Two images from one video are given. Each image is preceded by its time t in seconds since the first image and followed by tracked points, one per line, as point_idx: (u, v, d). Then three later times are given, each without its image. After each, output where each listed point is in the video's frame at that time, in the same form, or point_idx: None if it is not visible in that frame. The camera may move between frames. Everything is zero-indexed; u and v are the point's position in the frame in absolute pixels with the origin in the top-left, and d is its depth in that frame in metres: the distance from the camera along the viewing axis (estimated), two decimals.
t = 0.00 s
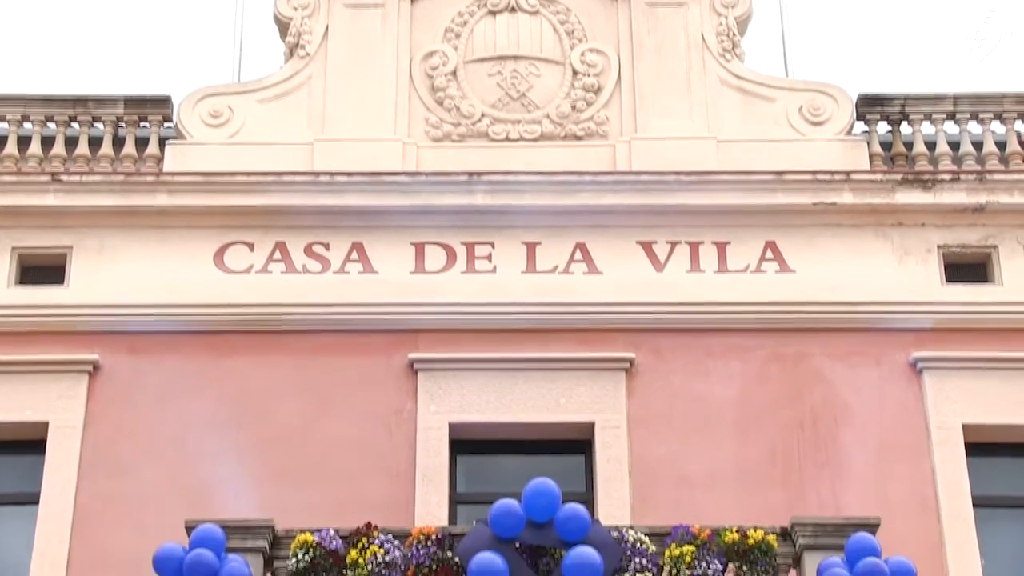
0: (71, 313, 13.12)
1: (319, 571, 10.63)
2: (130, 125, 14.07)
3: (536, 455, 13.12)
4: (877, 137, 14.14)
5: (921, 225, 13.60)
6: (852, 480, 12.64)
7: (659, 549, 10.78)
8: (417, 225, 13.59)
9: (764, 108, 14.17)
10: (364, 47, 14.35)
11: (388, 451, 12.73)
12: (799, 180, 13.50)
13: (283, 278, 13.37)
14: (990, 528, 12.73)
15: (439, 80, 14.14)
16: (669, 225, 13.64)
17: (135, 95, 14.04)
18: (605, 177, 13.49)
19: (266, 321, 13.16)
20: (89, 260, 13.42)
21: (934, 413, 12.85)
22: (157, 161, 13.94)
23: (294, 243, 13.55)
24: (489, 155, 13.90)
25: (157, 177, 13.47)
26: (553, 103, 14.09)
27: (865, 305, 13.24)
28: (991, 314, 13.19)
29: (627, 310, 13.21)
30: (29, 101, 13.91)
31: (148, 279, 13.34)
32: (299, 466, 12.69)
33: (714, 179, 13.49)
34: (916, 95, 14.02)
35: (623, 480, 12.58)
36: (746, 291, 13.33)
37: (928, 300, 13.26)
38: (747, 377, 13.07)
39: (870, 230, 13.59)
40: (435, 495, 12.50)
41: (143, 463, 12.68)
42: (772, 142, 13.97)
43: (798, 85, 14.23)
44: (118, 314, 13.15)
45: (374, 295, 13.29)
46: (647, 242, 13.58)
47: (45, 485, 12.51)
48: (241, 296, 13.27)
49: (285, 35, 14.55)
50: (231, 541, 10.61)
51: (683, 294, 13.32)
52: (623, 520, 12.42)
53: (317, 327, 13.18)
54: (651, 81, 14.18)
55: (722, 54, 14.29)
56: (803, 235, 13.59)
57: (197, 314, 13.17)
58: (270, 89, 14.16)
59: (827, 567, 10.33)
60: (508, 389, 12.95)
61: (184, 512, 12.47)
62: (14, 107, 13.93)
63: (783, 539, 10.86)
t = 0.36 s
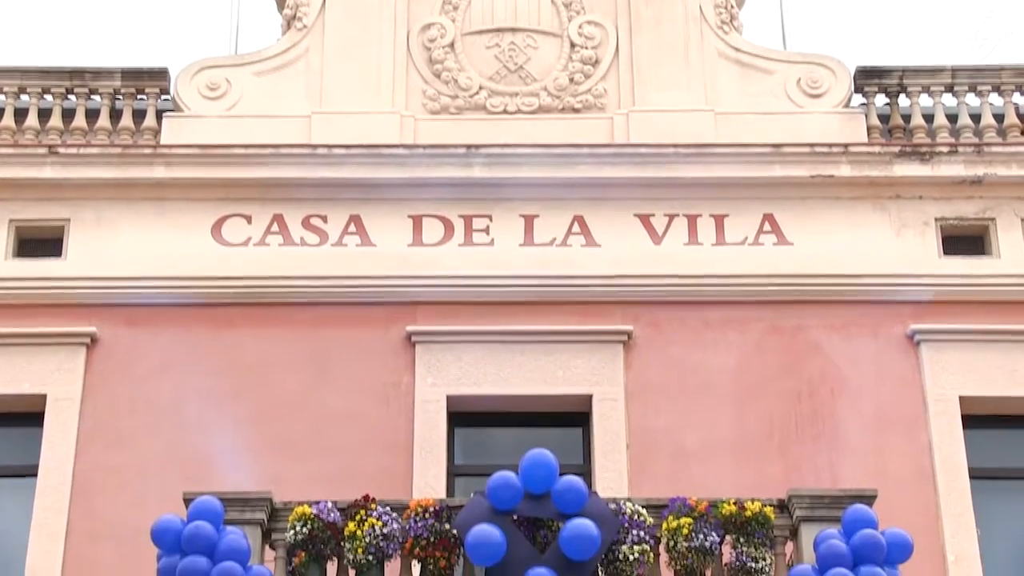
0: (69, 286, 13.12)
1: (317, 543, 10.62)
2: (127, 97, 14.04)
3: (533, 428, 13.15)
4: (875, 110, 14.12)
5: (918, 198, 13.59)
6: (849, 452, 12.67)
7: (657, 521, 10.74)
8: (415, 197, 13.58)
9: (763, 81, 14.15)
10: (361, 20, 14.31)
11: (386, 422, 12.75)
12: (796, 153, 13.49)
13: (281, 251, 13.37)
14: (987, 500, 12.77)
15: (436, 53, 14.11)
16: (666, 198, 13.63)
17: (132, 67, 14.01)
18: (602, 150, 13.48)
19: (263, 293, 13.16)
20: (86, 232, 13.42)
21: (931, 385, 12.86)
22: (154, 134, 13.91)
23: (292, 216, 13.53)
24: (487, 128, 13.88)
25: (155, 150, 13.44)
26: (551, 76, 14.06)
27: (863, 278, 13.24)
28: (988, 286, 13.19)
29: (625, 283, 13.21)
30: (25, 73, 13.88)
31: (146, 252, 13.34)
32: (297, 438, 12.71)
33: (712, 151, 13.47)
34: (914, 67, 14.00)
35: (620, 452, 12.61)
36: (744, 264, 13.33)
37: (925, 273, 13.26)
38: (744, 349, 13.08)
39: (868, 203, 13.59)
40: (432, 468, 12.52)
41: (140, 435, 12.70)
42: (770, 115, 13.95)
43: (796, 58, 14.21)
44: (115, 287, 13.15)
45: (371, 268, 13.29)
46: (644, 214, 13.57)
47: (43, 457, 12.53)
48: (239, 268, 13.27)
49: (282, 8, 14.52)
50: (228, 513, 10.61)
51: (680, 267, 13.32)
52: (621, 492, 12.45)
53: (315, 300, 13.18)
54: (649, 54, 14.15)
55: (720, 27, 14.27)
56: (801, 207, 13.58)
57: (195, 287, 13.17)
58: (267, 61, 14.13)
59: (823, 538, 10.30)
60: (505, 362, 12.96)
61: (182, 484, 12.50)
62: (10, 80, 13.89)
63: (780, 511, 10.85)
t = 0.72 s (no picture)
0: (66, 263, 13.11)
1: (315, 520, 10.58)
2: (124, 75, 14.01)
3: (530, 406, 13.18)
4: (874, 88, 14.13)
5: (916, 176, 13.60)
6: (846, 430, 12.69)
7: (654, 499, 10.70)
8: (412, 175, 13.58)
9: (761, 60, 14.13)
10: None
11: (383, 400, 12.77)
12: (794, 131, 13.47)
13: (278, 229, 13.36)
14: (983, 477, 12.80)
15: (434, 31, 14.08)
16: (664, 176, 13.63)
17: (129, 45, 13.98)
18: (600, 128, 13.47)
19: (261, 271, 13.16)
20: (84, 209, 13.41)
21: (928, 363, 12.88)
22: (151, 111, 13.88)
23: (289, 193, 13.53)
24: (484, 106, 13.87)
25: (152, 128, 13.42)
26: (548, 54, 14.04)
27: (860, 256, 13.24)
28: (986, 264, 13.19)
29: (622, 261, 13.22)
30: (21, 51, 13.86)
31: (144, 229, 13.34)
32: (295, 415, 12.72)
33: (710, 130, 13.45)
34: (913, 46, 14.00)
35: (618, 430, 12.63)
36: (741, 242, 13.33)
37: (923, 251, 13.27)
38: (741, 327, 13.09)
39: (866, 181, 13.60)
40: (430, 445, 12.54)
41: (138, 413, 12.71)
42: (768, 93, 13.94)
43: (794, 36, 14.20)
44: (113, 265, 13.14)
45: (369, 246, 13.29)
46: (642, 192, 13.57)
47: (42, 434, 12.53)
48: (237, 246, 13.27)
49: None
50: (226, 491, 10.57)
51: (678, 245, 13.33)
52: (619, 469, 12.47)
53: (312, 278, 13.19)
54: (647, 32, 14.14)
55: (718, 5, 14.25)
56: (798, 186, 13.59)
57: (192, 265, 13.16)
58: (264, 39, 14.11)
59: (819, 514, 10.29)
60: (503, 340, 12.97)
61: (180, 462, 12.51)
62: (7, 57, 13.87)
63: (777, 488, 10.86)
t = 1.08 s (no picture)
0: (65, 228, 13.11)
1: (315, 485, 10.56)
2: (122, 40, 13.98)
3: (528, 371, 13.23)
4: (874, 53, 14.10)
5: (916, 141, 13.59)
6: (844, 394, 12.72)
7: (653, 463, 10.68)
8: (411, 140, 13.56)
9: (761, 24, 14.10)
10: None
11: (382, 365, 12.79)
12: (794, 95, 13.48)
13: (277, 194, 13.36)
14: (981, 442, 12.84)
15: None
16: (663, 141, 13.63)
17: (126, 10, 13.94)
18: (599, 94, 13.46)
19: (261, 237, 13.15)
20: (83, 174, 13.40)
21: (927, 328, 12.90)
22: (149, 77, 13.85)
23: (288, 158, 13.52)
24: (484, 71, 13.84)
25: (150, 93, 13.41)
26: (547, 19, 14.01)
27: (859, 221, 13.25)
28: (986, 228, 13.20)
29: (621, 226, 13.22)
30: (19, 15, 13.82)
31: (143, 194, 13.33)
32: (294, 380, 12.74)
33: (709, 95, 13.45)
34: (913, 10, 13.97)
35: (617, 395, 12.66)
36: (741, 207, 13.33)
37: (921, 216, 13.27)
38: (739, 292, 13.11)
39: (865, 145, 13.60)
40: (429, 410, 12.56)
41: (138, 378, 12.72)
42: (768, 58, 13.92)
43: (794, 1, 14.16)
44: (111, 230, 13.14)
45: (367, 211, 13.29)
46: (641, 157, 13.57)
47: (42, 398, 12.55)
48: (236, 211, 13.26)
49: None
50: (226, 456, 10.51)
51: (677, 210, 13.32)
52: (618, 434, 12.50)
53: (312, 244, 13.19)
54: None
55: None
56: (797, 151, 13.59)
57: (191, 230, 13.16)
58: (262, 4, 14.07)
59: (818, 479, 10.14)
60: (502, 305, 12.98)
61: (179, 427, 12.53)
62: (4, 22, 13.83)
63: (776, 453, 10.80)
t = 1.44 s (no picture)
0: (65, 190, 13.09)
1: (316, 447, 10.53)
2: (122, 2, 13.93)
3: (527, 333, 13.24)
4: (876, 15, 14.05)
5: (917, 103, 13.57)
6: (845, 356, 12.73)
7: (653, 425, 10.65)
8: (411, 102, 13.53)
9: None
10: None
11: (383, 327, 12.80)
12: (795, 57, 13.43)
13: (278, 156, 13.34)
14: (980, 404, 12.87)
15: None
16: (664, 102, 13.60)
17: None
18: (600, 56, 13.42)
19: (261, 199, 13.14)
20: (83, 137, 13.38)
21: (927, 291, 12.90)
22: (149, 39, 13.81)
23: (289, 120, 13.49)
24: (485, 33, 13.81)
25: (150, 55, 13.37)
26: None
27: (860, 183, 13.24)
28: (986, 190, 13.18)
29: (622, 188, 13.20)
30: None
31: (144, 157, 13.32)
32: (295, 342, 12.76)
33: (711, 57, 13.41)
34: None
35: (617, 357, 12.67)
36: (742, 169, 13.31)
37: (922, 178, 13.25)
38: (740, 254, 13.11)
39: (866, 107, 13.57)
40: (430, 372, 12.57)
41: (140, 340, 12.73)
42: (769, 21, 13.87)
43: None
44: (111, 192, 13.12)
45: (368, 173, 13.27)
46: (642, 119, 13.54)
47: (43, 360, 12.56)
48: (237, 174, 13.25)
49: None
50: (227, 418, 10.52)
51: (678, 172, 13.31)
52: (618, 396, 12.51)
53: (312, 206, 13.18)
54: None
55: None
56: (798, 113, 13.57)
57: (192, 193, 13.15)
58: None
59: (819, 441, 10.09)
60: (502, 267, 12.98)
61: (180, 389, 12.54)
62: None
63: (776, 415, 10.79)
